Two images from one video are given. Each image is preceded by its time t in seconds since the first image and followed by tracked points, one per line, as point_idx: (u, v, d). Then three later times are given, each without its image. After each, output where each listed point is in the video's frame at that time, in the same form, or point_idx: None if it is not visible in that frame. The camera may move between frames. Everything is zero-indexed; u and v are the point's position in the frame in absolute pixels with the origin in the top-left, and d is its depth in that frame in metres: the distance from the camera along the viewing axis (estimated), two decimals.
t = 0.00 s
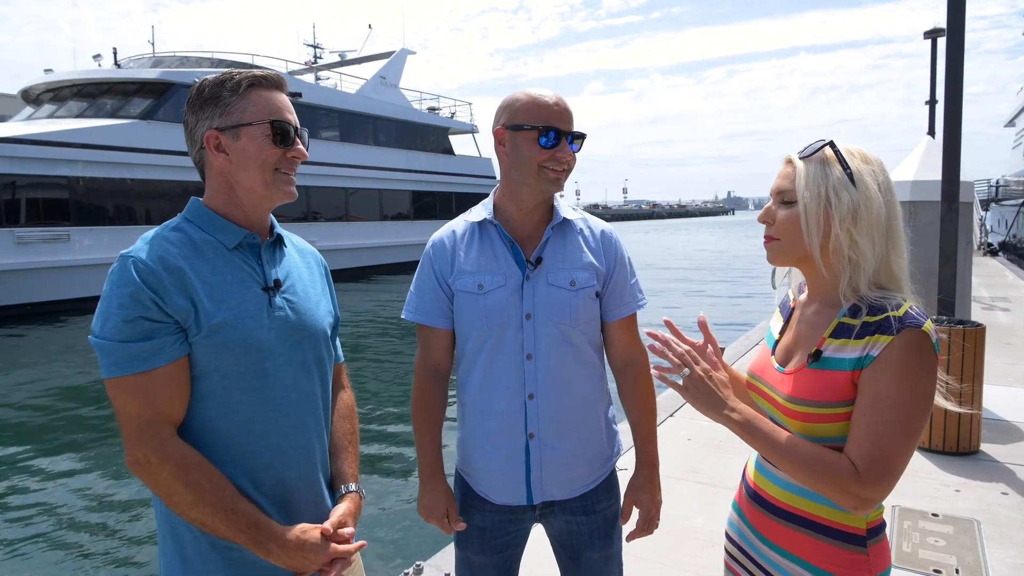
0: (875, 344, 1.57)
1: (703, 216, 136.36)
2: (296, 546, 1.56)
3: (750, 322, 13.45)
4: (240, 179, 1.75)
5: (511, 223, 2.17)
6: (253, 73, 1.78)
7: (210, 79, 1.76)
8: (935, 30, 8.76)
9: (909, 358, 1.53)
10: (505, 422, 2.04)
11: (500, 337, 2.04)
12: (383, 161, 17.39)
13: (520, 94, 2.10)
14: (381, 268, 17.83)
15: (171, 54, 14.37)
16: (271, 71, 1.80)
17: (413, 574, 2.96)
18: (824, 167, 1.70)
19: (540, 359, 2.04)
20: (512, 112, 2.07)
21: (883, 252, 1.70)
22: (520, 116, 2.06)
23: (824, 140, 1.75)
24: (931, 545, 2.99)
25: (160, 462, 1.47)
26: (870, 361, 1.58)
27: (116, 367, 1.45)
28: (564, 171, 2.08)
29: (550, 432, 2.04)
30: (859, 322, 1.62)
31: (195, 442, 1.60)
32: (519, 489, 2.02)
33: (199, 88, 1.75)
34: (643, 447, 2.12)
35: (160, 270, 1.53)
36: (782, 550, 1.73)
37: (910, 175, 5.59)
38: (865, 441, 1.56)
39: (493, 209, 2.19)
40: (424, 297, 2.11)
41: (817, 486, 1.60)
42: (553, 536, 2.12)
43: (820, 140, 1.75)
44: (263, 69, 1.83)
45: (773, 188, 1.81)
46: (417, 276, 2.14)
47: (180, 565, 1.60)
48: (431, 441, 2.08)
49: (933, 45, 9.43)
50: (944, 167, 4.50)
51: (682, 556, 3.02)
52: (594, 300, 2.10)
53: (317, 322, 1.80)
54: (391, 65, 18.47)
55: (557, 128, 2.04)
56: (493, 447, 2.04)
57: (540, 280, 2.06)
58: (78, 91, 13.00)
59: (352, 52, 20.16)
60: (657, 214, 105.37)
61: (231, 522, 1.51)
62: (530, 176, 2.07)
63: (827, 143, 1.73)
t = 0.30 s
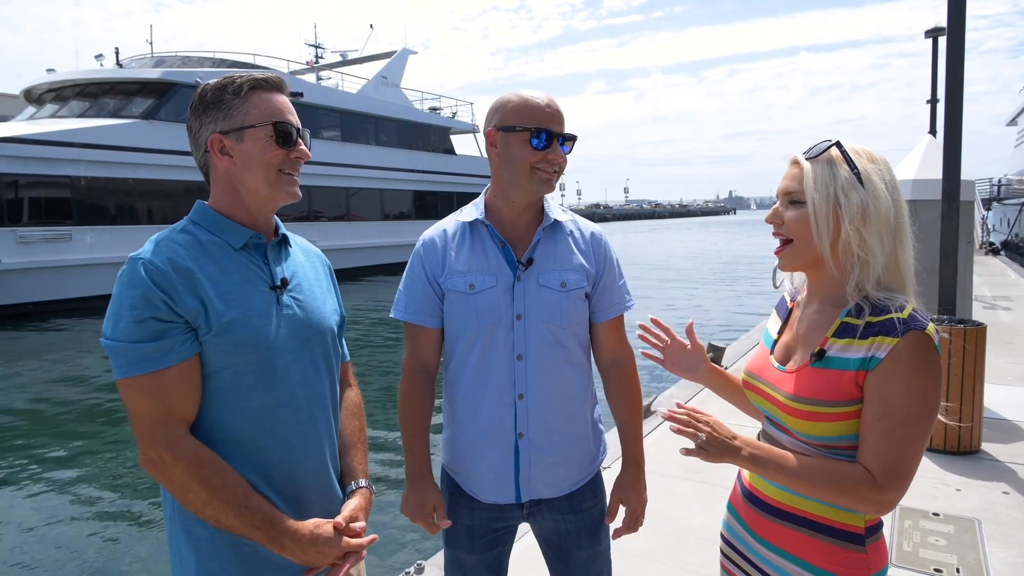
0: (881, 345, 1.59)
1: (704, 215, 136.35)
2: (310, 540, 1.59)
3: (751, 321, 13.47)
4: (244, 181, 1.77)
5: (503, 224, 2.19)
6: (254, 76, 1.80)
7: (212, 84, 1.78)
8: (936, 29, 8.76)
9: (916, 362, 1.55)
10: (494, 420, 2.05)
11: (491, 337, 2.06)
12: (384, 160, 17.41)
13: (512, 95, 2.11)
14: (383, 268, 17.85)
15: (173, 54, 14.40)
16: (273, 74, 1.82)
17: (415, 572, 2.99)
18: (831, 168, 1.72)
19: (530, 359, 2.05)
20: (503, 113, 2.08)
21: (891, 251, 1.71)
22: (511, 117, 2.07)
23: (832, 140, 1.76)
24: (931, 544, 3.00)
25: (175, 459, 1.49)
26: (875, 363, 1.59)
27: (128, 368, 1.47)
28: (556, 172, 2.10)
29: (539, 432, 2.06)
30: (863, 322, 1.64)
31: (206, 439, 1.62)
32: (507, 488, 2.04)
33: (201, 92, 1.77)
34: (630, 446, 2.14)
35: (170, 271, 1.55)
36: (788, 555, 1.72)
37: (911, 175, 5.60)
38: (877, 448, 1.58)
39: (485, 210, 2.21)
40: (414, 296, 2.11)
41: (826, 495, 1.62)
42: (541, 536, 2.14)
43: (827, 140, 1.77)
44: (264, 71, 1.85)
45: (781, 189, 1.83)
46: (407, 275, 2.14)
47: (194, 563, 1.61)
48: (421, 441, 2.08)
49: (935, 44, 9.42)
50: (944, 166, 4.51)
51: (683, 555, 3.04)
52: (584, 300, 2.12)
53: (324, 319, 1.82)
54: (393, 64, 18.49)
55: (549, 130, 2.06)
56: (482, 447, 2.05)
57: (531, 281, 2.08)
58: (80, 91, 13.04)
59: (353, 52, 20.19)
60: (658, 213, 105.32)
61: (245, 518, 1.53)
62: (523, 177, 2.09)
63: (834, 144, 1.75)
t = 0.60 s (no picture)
0: (885, 349, 1.58)
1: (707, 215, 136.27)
2: (316, 539, 1.60)
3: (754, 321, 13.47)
4: (249, 181, 1.78)
5: (503, 225, 2.20)
6: (261, 77, 1.82)
7: (218, 84, 1.79)
8: (938, 29, 8.77)
9: (919, 367, 1.55)
10: (494, 422, 2.06)
11: (493, 338, 2.06)
12: (387, 160, 17.44)
13: (514, 97, 2.12)
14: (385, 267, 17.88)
15: (176, 53, 14.44)
16: (280, 75, 1.83)
17: (418, 572, 3.00)
18: (829, 169, 1.73)
19: (532, 361, 2.06)
20: (505, 115, 2.09)
21: (887, 251, 1.71)
22: (513, 119, 2.07)
23: (830, 144, 1.77)
24: (934, 544, 3.00)
25: (181, 458, 1.50)
26: (880, 366, 1.59)
27: (133, 366, 1.49)
28: (556, 174, 2.12)
29: (541, 432, 2.07)
30: (868, 325, 1.63)
31: (212, 438, 1.63)
32: (508, 488, 2.05)
33: (208, 93, 1.78)
34: (627, 445, 2.15)
35: (174, 270, 1.56)
36: (791, 556, 1.72)
37: (914, 175, 5.59)
38: (879, 451, 1.59)
39: (485, 211, 2.22)
40: (413, 297, 2.11)
41: (826, 497, 1.62)
42: (540, 534, 2.14)
43: (826, 144, 1.78)
44: (270, 72, 1.86)
45: (781, 193, 1.85)
46: (406, 276, 2.14)
47: (200, 563, 1.62)
48: (421, 440, 2.09)
49: (937, 44, 9.43)
50: (946, 166, 4.51)
51: (685, 555, 3.05)
52: (584, 302, 2.13)
53: (329, 318, 1.83)
54: (396, 64, 18.52)
55: (551, 132, 2.07)
56: (483, 448, 2.06)
57: (532, 282, 2.09)
58: (84, 91, 13.08)
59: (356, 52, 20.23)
60: (661, 213, 105.29)
61: (251, 516, 1.54)
62: (524, 179, 2.09)
63: (831, 147, 1.76)
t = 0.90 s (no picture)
0: (890, 349, 1.58)
1: (708, 215, 136.22)
2: (314, 543, 1.60)
3: (756, 321, 13.45)
4: (256, 180, 1.78)
5: (513, 225, 2.19)
6: (267, 76, 1.81)
7: (224, 82, 1.79)
8: (939, 29, 8.77)
9: (922, 368, 1.55)
10: (505, 422, 2.06)
11: (504, 338, 2.06)
12: (388, 160, 17.44)
13: (524, 97, 2.12)
14: (387, 267, 17.89)
15: (177, 53, 14.44)
16: (286, 74, 1.83)
17: (420, 572, 2.99)
18: (834, 170, 1.73)
19: (543, 361, 2.06)
20: (515, 115, 2.09)
21: (894, 251, 1.70)
22: (523, 119, 2.07)
23: (833, 145, 1.77)
24: (937, 544, 2.99)
25: (181, 459, 1.50)
26: (885, 367, 1.58)
27: (136, 366, 1.48)
28: (567, 175, 2.11)
29: (554, 433, 2.07)
30: (872, 326, 1.63)
31: (214, 440, 1.62)
32: (524, 489, 2.05)
33: (214, 91, 1.78)
34: (641, 444, 2.13)
35: (178, 269, 1.56)
36: (794, 556, 1.72)
37: (916, 174, 5.58)
38: (880, 450, 1.58)
39: (495, 211, 2.21)
40: (425, 298, 2.11)
41: (830, 496, 1.62)
42: (552, 534, 2.14)
43: (830, 144, 1.78)
44: (276, 71, 1.86)
45: (786, 195, 1.84)
46: (417, 277, 2.14)
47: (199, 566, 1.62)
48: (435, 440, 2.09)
49: (939, 44, 9.43)
50: (949, 166, 4.51)
51: (688, 555, 3.04)
52: (595, 302, 2.13)
53: (332, 320, 1.83)
54: (397, 64, 18.53)
55: (562, 133, 2.07)
56: (497, 448, 2.06)
57: (543, 282, 2.09)
58: (85, 91, 13.08)
59: (357, 52, 20.24)
60: (662, 213, 105.28)
61: (251, 519, 1.53)
62: (534, 180, 2.09)
63: (836, 148, 1.76)
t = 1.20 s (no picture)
0: (908, 346, 1.58)
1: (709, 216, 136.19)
2: (315, 544, 1.60)
3: (757, 321, 13.46)
4: (257, 180, 1.78)
5: (525, 224, 2.19)
6: (270, 74, 1.81)
7: (228, 80, 1.79)
8: (942, 28, 8.74)
9: (941, 365, 1.55)
10: (511, 422, 2.06)
11: (514, 338, 2.06)
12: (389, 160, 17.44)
13: (536, 95, 2.12)
14: (388, 267, 17.91)
15: (179, 53, 14.45)
16: (289, 72, 1.83)
17: (422, 571, 3.00)
18: (849, 170, 1.72)
19: (555, 360, 2.06)
20: (527, 114, 2.09)
21: (908, 255, 1.72)
22: (536, 118, 2.07)
23: (848, 144, 1.76)
24: (938, 545, 2.99)
25: (182, 460, 1.50)
26: (902, 364, 1.58)
27: (136, 367, 1.49)
28: (579, 174, 2.11)
29: (564, 432, 2.07)
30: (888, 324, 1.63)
31: (215, 440, 1.63)
32: (537, 488, 2.05)
33: (217, 88, 1.78)
34: (657, 444, 2.14)
35: (179, 270, 1.56)
36: (807, 556, 1.71)
37: (918, 174, 5.57)
38: (900, 447, 1.58)
39: (507, 210, 2.22)
40: (438, 298, 2.12)
41: (848, 495, 1.62)
42: (566, 534, 2.14)
43: (845, 144, 1.77)
44: (278, 70, 1.86)
45: (797, 192, 1.82)
46: (431, 277, 2.15)
47: (200, 567, 1.62)
48: (449, 440, 2.09)
49: (940, 43, 9.40)
50: (951, 166, 4.50)
51: (689, 555, 3.04)
52: (608, 300, 2.12)
53: (332, 322, 1.83)
54: (398, 64, 18.53)
55: (574, 131, 2.06)
56: (509, 447, 2.06)
57: (554, 281, 2.08)
58: (86, 91, 13.10)
59: (358, 52, 20.25)
60: (663, 213, 105.25)
61: (251, 520, 1.53)
62: (546, 178, 2.09)
63: (851, 147, 1.75)
